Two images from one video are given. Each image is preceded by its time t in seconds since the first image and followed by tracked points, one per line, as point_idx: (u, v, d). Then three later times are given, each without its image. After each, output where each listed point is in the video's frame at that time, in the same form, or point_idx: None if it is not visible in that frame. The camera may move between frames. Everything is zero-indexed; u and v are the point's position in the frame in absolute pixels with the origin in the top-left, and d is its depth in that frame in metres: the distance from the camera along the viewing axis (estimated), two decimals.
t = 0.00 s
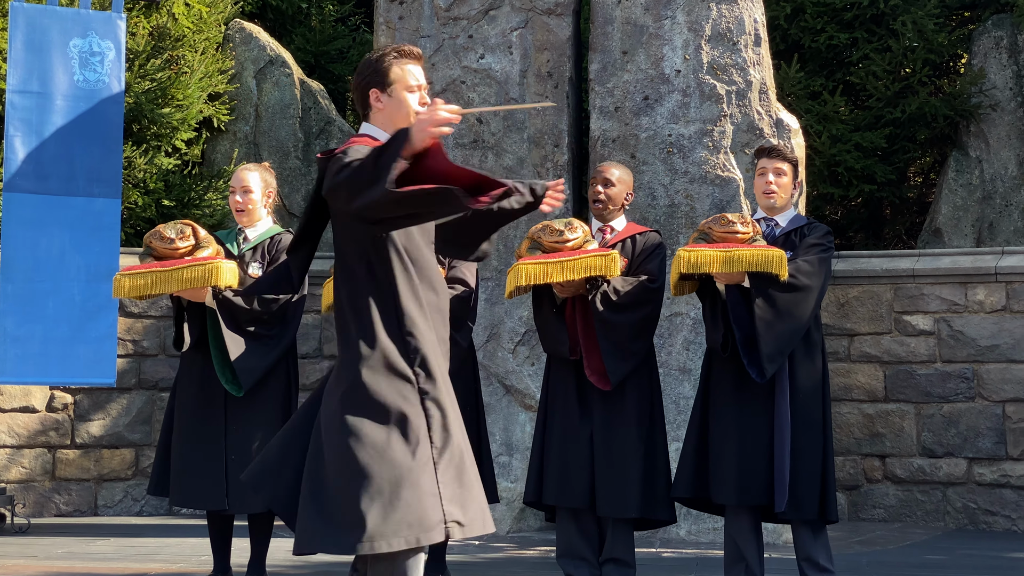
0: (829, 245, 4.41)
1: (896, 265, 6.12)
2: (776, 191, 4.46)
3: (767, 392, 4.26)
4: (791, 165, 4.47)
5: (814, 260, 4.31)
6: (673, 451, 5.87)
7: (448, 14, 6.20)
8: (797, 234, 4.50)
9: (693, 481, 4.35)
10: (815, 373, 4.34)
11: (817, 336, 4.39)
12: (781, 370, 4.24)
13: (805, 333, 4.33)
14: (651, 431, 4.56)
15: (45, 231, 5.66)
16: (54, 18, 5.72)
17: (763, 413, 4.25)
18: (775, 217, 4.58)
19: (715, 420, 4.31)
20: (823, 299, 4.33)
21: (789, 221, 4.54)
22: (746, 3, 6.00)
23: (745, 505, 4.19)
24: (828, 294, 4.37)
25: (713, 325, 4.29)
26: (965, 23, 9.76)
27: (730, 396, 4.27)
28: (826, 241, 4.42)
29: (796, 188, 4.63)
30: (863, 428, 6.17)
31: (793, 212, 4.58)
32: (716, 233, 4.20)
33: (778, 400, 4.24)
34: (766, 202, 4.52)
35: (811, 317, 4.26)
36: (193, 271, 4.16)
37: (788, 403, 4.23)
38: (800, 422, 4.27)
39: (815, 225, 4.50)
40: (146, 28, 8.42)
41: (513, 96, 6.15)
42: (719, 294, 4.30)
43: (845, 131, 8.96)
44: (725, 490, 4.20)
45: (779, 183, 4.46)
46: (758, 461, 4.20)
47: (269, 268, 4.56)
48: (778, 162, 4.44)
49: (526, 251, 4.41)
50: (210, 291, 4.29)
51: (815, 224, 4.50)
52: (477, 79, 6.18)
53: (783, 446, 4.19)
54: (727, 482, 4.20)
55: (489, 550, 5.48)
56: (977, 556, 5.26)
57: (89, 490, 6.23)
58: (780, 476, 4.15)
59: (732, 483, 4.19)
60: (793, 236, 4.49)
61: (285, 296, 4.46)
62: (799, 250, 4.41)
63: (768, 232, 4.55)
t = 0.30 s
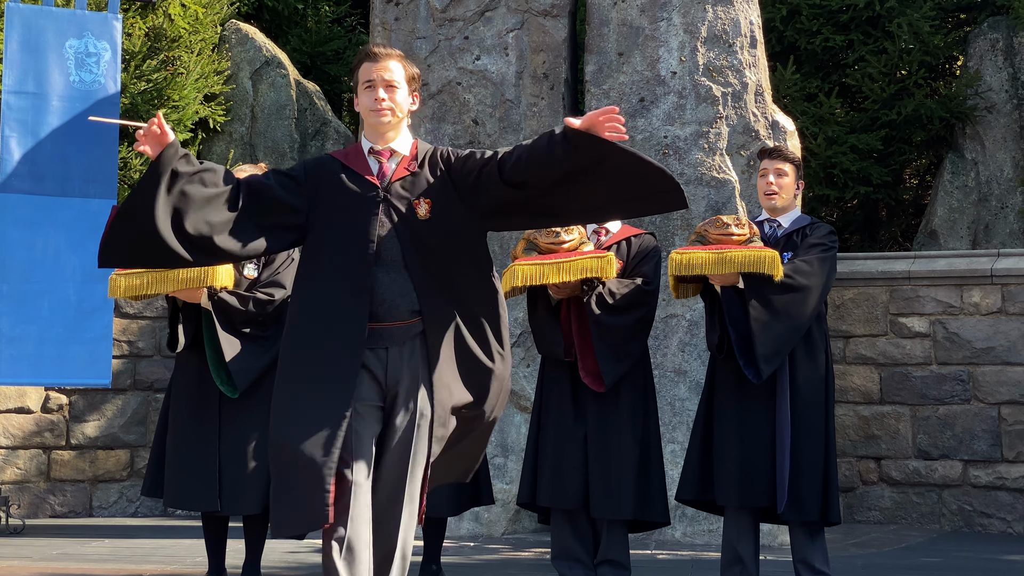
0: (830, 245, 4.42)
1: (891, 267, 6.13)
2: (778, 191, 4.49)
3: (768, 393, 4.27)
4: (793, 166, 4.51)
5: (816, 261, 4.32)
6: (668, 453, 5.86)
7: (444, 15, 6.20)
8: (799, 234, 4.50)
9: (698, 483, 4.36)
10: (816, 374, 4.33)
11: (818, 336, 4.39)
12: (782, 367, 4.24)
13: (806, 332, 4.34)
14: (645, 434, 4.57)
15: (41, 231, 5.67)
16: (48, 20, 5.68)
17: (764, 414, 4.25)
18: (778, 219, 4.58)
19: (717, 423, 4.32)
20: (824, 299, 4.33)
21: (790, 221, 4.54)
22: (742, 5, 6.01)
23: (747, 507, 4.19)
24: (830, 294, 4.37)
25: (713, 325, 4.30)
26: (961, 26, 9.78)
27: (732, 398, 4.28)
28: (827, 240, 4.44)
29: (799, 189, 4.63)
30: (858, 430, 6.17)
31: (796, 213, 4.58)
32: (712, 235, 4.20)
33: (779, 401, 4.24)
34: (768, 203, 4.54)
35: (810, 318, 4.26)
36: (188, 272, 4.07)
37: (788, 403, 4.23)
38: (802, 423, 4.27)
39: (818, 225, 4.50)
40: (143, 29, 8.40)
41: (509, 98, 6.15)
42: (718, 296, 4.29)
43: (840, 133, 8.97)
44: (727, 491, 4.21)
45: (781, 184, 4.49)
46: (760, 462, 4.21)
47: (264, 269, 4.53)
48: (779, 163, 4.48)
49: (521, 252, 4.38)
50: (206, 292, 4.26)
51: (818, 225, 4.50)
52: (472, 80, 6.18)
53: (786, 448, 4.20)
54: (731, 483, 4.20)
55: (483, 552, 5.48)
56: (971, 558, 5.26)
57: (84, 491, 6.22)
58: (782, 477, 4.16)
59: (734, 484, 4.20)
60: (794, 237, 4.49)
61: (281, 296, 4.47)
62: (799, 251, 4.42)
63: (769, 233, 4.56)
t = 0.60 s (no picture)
0: (835, 245, 4.40)
1: (888, 268, 6.13)
2: (783, 191, 4.48)
3: (773, 394, 4.27)
4: (798, 167, 4.48)
5: (820, 262, 4.31)
6: (665, 455, 5.86)
7: (442, 15, 6.21)
8: (803, 236, 4.48)
9: (709, 484, 4.37)
10: (822, 375, 4.32)
11: (823, 335, 4.38)
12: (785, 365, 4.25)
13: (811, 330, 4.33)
14: (642, 435, 4.56)
15: (38, 231, 5.67)
16: (47, 19, 5.75)
17: (769, 415, 4.26)
18: (783, 220, 4.57)
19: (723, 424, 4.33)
20: (829, 299, 4.32)
21: (796, 222, 4.53)
22: (740, 6, 6.01)
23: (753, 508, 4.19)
24: (835, 294, 4.36)
25: (716, 326, 4.33)
26: (958, 27, 9.78)
27: (737, 398, 4.29)
28: (833, 240, 4.42)
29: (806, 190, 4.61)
30: (855, 431, 6.17)
31: (802, 213, 4.56)
32: (713, 236, 4.21)
33: (783, 401, 4.24)
34: (771, 203, 4.53)
35: (814, 317, 4.25)
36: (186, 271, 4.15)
37: (792, 404, 4.23)
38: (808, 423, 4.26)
39: (823, 225, 4.47)
40: (140, 29, 8.41)
41: (506, 98, 6.15)
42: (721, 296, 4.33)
43: (838, 134, 8.97)
44: (733, 493, 4.21)
45: (785, 184, 4.48)
46: (766, 463, 4.21)
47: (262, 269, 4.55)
48: (785, 163, 4.46)
49: (518, 253, 4.36)
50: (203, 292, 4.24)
51: (822, 224, 4.47)
52: (470, 81, 6.18)
53: (791, 449, 4.19)
54: (735, 484, 4.22)
55: (480, 553, 5.48)
56: (968, 560, 5.26)
57: (80, 491, 6.22)
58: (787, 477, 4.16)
59: (740, 485, 4.21)
60: (799, 237, 4.48)
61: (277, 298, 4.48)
62: (803, 251, 4.41)
63: (775, 235, 4.55)
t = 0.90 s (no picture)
0: (839, 245, 4.41)
1: (885, 268, 6.13)
2: (787, 191, 4.45)
3: (777, 394, 4.27)
4: (802, 165, 4.46)
5: (825, 262, 4.31)
6: (662, 454, 5.86)
7: (439, 15, 6.21)
8: (806, 236, 4.49)
9: (711, 483, 4.36)
10: (827, 376, 4.33)
11: (828, 336, 4.38)
12: (789, 366, 4.26)
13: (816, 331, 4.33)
14: (639, 434, 4.57)
15: (34, 230, 5.68)
16: (44, 19, 5.76)
17: (774, 417, 4.25)
18: (786, 220, 4.57)
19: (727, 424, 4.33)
20: (833, 300, 4.33)
21: (800, 221, 4.53)
22: (737, 6, 6.01)
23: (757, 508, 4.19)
24: (839, 295, 4.37)
25: (721, 327, 4.33)
26: (956, 27, 9.78)
27: (742, 398, 4.29)
28: (836, 240, 4.43)
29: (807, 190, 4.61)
30: (852, 431, 6.18)
31: (806, 213, 4.56)
32: (716, 237, 4.21)
33: (787, 402, 4.25)
34: (776, 202, 4.51)
35: (817, 317, 4.24)
36: (182, 271, 4.17)
37: (797, 405, 4.23)
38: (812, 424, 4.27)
39: (826, 226, 4.49)
40: (137, 28, 8.44)
41: (504, 98, 6.15)
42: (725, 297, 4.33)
43: (835, 134, 8.97)
44: (737, 493, 4.21)
45: (789, 183, 4.45)
46: (771, 465, 4.21)
47: (258, 268, 4.53)
48: (789, 163, 4.43)
49: (514, 252, 4.37)
50: (198, 291, 4.29)
51: (826, 225, 4.49)
52: (467, 80, 6.18)
53: (796, 450, 4.19)
54: (740, 486, 4.21)
55: (477, 552, 5.48)
56: (965, 559, 5.26)
57: (77, 490, 6.22)
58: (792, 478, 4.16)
59: (745, 486, 4.20)
60: (802, 237, 4.48)
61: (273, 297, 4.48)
62: (807, 251, 4.42)
63: (779, 235, 4.55)
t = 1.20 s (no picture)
0: (839, 244, 4.43)
1: (883, 268, 6.13)
2: (787, 190, 4.44)
3: (782, 394, 4.26)
4: (800, 164, 4.47)
5: (829, 260, 4.33)
6: (659, 454, 5.85)
7: (437, 14, 6.21)
8: (808, 234, 4.49)
9: (713, 483, 4.36)
10: (830, 375, 4.34)
11: (831, 335, 4.38)
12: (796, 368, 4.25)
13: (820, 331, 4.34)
14: (637, 434, 4.57)
15: (32, 229, 5.67)
16: (41, 18, 5.76)
17: (779, 416, 4.25)
18: (786, 219, 4.55)
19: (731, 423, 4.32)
20: (836, 299, 4.33)
21: (800, 221, 4.53)
22: (734, 6, 6.02)
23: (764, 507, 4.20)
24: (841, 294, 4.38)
25: (726, 327, 4.29)
26: (953, 27, 9.79)
27: (746, 397, 4.28)
28: (836, 240, 4.45)
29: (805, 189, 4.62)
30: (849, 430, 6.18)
31: (804, 213, 4.56)
32: (723, 237, 4.23)
33: (793, 401, 4.24)
34: (777, 202, 4.51)
35: (821, 315, 4.25)
36: (176, 269, 4.18)
37: (802, 404, 4.22)
38: (816, 423, 4.27)
39: (826, 224, 4.50)
40: (134, 27, 8.43)
41: (501, 97, 6.15)
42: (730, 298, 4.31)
43: (832, 133, 8.97)
44: (743, 493, 4.20)
45: (789, 182, 4.44)
46: (776, 465, 4.21)
47: (254, 267, 4.53)
48: (788, 162, 4.44)
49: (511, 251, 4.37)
50: (194, 290, 4.30)
51: (826, 223, 4.50)
52: (465, 79, 6.18)
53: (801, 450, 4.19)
54: (745, 486, 4.20)
55: (474, 551, 5.48)
56: (961, 559, 5.26)
57: (74, 490, 6.21)
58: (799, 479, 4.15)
59: (751, 486, 4.19)
60: (804, 236, 4.47)
61: (270, 296, 4.48)
62: (809, 250, 4.41)
63: (779, 234, 4.53)
